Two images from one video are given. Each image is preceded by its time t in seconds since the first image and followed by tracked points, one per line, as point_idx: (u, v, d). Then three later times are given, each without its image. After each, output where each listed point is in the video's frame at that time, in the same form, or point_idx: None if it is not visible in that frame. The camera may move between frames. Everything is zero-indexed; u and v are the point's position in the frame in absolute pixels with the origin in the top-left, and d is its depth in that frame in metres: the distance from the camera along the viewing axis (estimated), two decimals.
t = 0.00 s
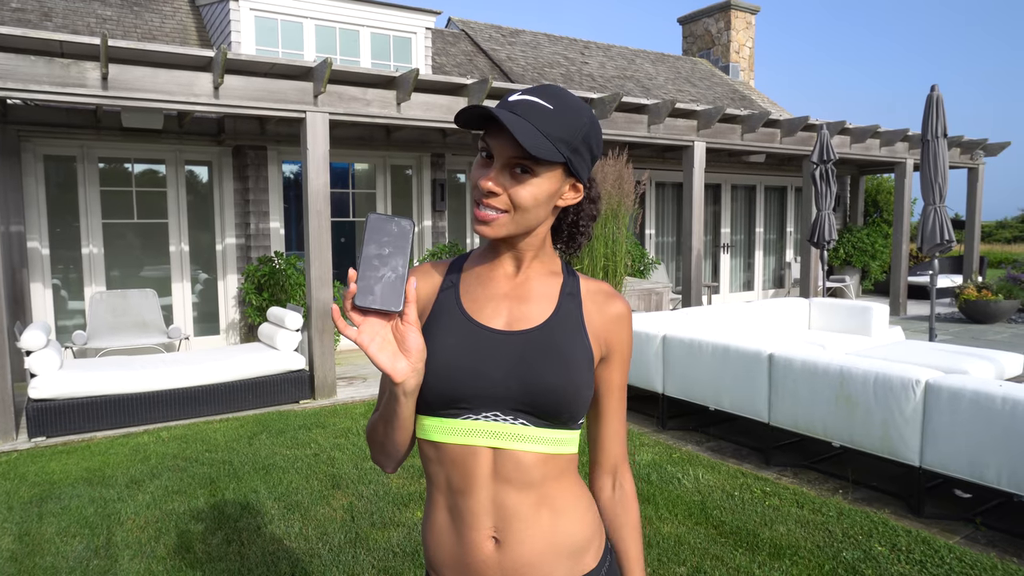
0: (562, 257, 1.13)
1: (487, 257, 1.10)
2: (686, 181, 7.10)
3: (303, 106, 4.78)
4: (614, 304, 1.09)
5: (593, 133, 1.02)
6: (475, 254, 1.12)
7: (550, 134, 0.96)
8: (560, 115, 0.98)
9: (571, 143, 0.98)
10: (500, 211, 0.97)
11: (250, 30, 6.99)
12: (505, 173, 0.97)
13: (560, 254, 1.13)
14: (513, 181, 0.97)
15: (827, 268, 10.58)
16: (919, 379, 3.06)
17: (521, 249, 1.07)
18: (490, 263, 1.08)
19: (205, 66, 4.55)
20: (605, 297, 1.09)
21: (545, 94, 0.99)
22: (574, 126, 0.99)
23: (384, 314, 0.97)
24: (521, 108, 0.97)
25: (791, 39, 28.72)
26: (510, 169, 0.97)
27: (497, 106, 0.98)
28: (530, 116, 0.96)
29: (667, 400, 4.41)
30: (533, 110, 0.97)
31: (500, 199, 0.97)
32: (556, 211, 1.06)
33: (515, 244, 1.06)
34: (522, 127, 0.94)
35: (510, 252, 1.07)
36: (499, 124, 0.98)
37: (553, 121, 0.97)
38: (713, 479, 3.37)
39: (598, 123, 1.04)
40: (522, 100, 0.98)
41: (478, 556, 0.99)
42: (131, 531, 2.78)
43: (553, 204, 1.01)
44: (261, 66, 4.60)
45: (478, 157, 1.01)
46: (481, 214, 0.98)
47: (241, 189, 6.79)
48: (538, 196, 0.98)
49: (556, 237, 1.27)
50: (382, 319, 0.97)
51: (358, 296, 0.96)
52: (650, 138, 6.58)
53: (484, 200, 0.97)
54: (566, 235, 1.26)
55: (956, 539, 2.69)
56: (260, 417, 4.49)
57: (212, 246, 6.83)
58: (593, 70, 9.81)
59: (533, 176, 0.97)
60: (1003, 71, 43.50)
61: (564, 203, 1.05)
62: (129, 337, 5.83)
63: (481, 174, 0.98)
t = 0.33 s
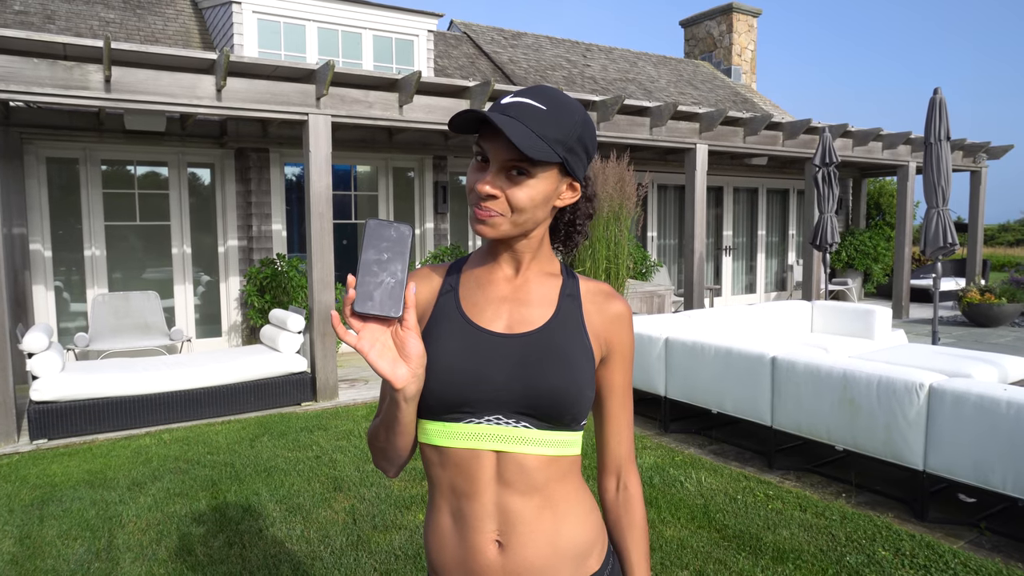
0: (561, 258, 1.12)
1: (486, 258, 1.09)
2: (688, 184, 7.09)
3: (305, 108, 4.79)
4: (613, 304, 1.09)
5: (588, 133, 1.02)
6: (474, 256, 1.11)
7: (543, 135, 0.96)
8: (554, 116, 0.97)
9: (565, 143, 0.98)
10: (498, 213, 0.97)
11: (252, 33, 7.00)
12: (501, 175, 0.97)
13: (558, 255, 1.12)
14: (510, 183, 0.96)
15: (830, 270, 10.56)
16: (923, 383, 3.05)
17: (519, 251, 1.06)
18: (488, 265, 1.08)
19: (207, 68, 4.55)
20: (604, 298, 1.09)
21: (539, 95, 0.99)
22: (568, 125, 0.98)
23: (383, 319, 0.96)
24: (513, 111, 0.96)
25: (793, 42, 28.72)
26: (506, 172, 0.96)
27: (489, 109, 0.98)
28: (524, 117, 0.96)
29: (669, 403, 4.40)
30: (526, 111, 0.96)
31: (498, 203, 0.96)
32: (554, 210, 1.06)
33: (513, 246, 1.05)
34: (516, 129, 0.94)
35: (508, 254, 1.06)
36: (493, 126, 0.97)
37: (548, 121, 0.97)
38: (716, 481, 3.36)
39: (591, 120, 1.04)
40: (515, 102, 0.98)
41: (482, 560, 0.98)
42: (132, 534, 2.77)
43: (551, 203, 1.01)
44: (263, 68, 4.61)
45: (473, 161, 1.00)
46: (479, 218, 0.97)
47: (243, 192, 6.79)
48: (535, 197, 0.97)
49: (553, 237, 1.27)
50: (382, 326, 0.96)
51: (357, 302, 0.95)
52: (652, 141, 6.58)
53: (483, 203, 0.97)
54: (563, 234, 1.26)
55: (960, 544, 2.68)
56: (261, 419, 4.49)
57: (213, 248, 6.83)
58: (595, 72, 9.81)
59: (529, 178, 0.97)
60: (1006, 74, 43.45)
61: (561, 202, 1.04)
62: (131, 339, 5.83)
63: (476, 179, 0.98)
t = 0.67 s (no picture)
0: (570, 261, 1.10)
1: (493, 260, 1.08)
2: (694, 185, 7.07)
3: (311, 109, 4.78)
4: (624, 306, 1.07)
5: (593, 134, 1.00)
6: (483, 257, 1.10)
7: (541, 136, 0.94)
8: (554, 116, 0.96)
9: (566, 144, 0.96)
10: (494, 216, 0.96)
11: (258, 34, 7.01)
12: (499, 178, 0.95)
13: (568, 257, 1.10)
14: (509, 187, 0.95)
15: (836, 271, 10.52)
16: (932, 386, 3.02)
17: (526, 253, 1.04)
18: (495, 267, 1.07)
19: (213, 69, 4.55)
20: (614, 300, 1.07)
21: (541, 96, 0.98)
22: (569, 126, 0.96)
23: (385, 323, 0.95)
24: (511, 113, 0.95)
25: (798, 42, 28.65)
26: (504, 174, 0.95)
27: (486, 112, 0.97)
28: (523, 119, 0.94)
29: (675, 404, 4.39)
30: (522, 113, 0.95)
31: (495, 206, 0.95)
32: (560, 211, 1.04)
33: (519, 248, 1.04)
34: (512, 131, 0.93)
35: (517, 256, 1.05)
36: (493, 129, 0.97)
37: (546, 123, 0.95)
38: (723, 485, 3.34)
39: (595, 120, 1.01)
40: (516, 103, 0.96)
41: (488, 566, 0.97)
42: (137, 535, 2.77)
43: (553, 206, 0.99)
44: (269, 69, 4.61)
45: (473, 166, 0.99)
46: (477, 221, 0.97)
47: (248, 193, 6.80)
48: (534, 200, 0.96)
49: (565, 240, 1.26)
50: (385, 330, 0.95)
51: (361, 303, 0.94)
52: (658, 142, 6.56)
53: (482, 208, 0.96)
54: (576, 238, 1.25)
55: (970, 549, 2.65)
56: (265, 420, 4.48)
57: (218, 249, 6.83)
58: (600, 73, 9.79)
59: (528, 180, 0.95)
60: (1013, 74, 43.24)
61: (566, 205, 1.03)
62: (136, 339, 5.84)
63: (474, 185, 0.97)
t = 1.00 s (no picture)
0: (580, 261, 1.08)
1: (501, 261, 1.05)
2: (697, 184, 7.04)
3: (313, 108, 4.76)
4: (637, 309, 1.05)
5: (594, 120, 0.98)
6: (491, 259, 1.08)
7: (542, 126, 0.92)
8: (554, 105, 0.94)
9: (568, 131, 0.94)
10: (501, 211, 0.93)
11: (260, 32, 6.99)
12: (503, 172, 0.93)
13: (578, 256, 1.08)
14: (511, 180, 0.93)
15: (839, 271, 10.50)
16: (940, 387, 3.00)
17: (535, 253, 1.02)
18: (503, 269, 1.04)
19: (215, 68, 4.54)
20: (627, 302, 1.05)
21: (538, 86, 0.96)
22: (570, 113, 0.94)
23: (389, 329, 0.93)
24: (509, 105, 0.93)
25: (801, 40, 28.57)
26: (507, 167, 0.93)
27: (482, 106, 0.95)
28: (522, 109, 0.93)
29: (679, 404, 4.37)
30: (521, 102, 0.93)
31: (499, 201, 0.93)
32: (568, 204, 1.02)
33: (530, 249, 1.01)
34: (511, 122, 0.91)
35: (525, 258, 1.03)
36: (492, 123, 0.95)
37: (546, 111, 0.93)
38: (727, 485, 3.32)
39: (593, 105, 0.99)
40: (514, 95, 0.95)
41: None
42: (138, 536, 2.75)
43: (560, 195, 0.96)
44: (271, 68, 4.58)
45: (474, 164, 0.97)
46: (483, 219, 0.94)
47: (250, 191, 6.78)
48: (540, 191, 0.93)
49: (573, 235, 1.23)
50: (390, 338, 0.94)
51: (363, 309, 0.92)
52: (661, 141, 6.54)
53: (486, 204, 0.94)
54: (583, 232, 1.22)
55: (977, 551, 2.63)
56: (267, 420, 4.46)
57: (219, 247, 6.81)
58: (603, 72, 9.77)
59: (531, 171, 0.93)
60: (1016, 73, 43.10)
61: (572, 195, 1.00)
62: (138, 339, 5.83)
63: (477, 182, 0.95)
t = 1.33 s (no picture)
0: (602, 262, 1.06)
1: (525, 265, 1.03)
2: (707, 181, 6.99)
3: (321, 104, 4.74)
4: (662, 316, 1.02)
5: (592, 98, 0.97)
6: (512, 262, 1.05)
7: (574, 112, 0.91)
8: (567, 90, 0.92)
9: (590, 112, 0.94)
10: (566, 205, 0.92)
11: (268, 27, 6.97)
12: (553, 164, 0.92)
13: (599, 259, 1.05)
14: (564, 170, 0.92)
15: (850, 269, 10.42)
16: (956, 388, 2.96)
17: (562, 255, 1.00)
18: (529, 272, 1.02)
19: (223, 63, 4.52)
20: (652, 308, 1.02)
21: (543, 78, 0.93)
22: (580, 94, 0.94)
23: (403, 336, 0.92)
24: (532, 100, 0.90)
25: (811, 37, 28.36)
26: (555, 159, 0.92)
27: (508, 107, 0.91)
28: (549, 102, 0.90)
29: (689, 404, 4.35)
30: (545, 95, 0.90)
31: (557, 199, 0.91)
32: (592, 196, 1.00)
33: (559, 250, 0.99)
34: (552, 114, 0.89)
35: (550, 260, 1.01)
36: (523, 121, 0.92)
37: (571, 96, 0.92)
38: (739, 487, 3.29)
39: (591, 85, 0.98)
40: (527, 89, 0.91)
41: None
42: (149, 534, 2.75)
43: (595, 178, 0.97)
44: (279, 63, 4.56)
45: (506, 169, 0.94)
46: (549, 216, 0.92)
47: (259, 188, 6.78)
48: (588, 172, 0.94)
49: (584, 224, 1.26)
50: (403, 343, 0.92)
51: (376, 314, 0.91)
52: (671, 137, 6.49)
53: (547, 203, 0.91)
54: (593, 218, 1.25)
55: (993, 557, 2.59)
56: (276, 417, 4.45)
57: (228, 243, 6.81)
58: (611, 68, 9.71)
59: (578, 155, 0.93)
60: None
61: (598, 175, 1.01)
62: (148, 335, 5.84)
63: (524, 185, 0.92)
